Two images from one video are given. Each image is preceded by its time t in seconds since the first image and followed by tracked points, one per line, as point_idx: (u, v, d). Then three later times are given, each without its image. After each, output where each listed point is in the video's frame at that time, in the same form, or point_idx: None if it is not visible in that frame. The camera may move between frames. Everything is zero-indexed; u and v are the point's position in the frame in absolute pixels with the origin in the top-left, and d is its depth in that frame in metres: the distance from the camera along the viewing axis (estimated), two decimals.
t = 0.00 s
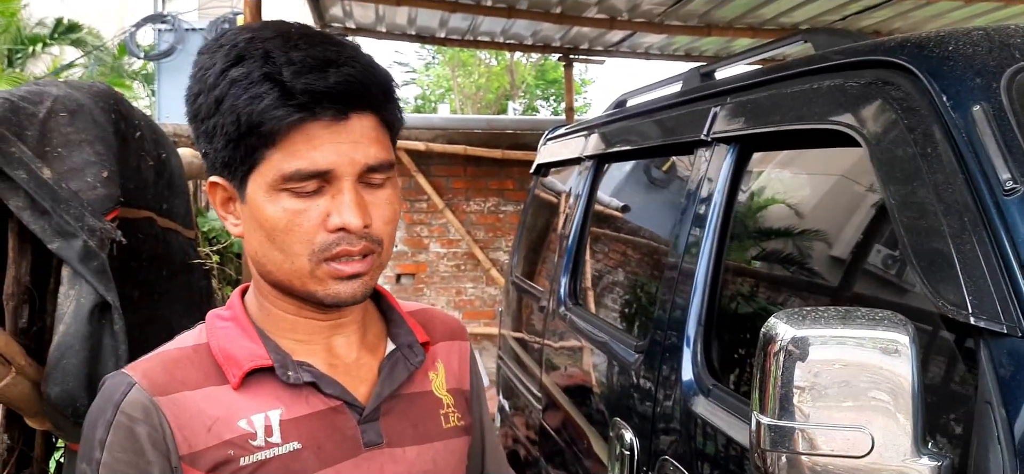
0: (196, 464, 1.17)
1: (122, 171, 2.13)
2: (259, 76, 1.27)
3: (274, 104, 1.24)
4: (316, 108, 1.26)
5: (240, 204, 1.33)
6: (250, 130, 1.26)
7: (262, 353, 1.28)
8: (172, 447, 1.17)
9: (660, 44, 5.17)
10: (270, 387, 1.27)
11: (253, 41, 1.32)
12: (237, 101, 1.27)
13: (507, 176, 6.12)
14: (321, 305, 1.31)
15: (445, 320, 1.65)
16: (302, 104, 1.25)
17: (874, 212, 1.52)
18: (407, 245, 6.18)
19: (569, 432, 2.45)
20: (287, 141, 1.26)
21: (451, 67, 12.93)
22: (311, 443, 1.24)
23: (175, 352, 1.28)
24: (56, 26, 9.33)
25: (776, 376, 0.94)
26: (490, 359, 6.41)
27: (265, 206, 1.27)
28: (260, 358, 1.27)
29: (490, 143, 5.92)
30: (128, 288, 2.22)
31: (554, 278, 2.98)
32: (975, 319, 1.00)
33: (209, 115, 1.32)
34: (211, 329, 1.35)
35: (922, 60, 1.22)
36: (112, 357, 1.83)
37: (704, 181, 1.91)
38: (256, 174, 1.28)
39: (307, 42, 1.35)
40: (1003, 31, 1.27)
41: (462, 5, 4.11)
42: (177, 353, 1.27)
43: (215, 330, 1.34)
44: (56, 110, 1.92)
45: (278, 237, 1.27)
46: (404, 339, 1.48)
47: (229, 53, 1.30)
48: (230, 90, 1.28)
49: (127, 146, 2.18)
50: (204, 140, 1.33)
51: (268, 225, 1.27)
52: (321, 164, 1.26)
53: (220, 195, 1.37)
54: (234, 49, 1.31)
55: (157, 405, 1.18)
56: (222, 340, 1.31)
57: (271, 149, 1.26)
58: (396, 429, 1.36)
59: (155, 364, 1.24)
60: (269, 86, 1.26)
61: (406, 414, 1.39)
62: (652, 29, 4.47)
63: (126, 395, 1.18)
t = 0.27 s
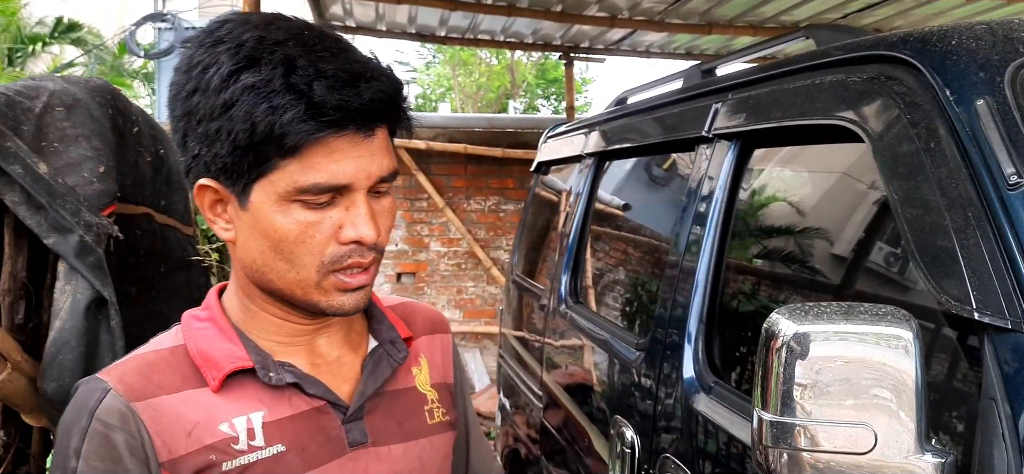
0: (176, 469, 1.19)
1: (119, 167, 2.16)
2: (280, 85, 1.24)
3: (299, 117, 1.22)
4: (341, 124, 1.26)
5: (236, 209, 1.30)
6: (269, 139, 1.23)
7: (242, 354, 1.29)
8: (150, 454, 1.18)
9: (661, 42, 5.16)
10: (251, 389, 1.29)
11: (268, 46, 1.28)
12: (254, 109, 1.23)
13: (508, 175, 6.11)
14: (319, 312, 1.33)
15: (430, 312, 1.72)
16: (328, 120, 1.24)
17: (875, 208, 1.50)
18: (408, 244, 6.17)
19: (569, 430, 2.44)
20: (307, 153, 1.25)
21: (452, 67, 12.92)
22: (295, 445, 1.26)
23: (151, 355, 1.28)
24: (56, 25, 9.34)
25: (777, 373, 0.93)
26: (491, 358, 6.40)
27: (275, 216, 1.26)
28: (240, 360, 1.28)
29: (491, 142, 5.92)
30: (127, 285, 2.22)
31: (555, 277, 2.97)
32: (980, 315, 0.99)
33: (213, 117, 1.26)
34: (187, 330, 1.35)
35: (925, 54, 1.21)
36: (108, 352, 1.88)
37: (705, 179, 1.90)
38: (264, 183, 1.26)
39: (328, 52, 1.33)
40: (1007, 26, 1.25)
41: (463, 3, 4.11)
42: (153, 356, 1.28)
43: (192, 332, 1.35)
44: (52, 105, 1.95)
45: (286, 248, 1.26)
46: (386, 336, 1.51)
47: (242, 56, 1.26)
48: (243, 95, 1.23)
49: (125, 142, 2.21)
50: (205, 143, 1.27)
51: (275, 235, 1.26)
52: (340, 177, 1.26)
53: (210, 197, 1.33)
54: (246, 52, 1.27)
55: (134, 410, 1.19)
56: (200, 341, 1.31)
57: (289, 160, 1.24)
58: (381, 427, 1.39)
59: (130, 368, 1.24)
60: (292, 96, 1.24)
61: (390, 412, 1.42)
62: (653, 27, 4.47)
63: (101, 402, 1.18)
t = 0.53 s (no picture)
0: None
1: (120, 164, 2.13)
2: (247, 69, 1.24)
3: (273, 99, 1.23)
4: (315, 102, 1.27)
5: (214, 212, 1.30)
6: (243, 126, 1.23)
7: (227, 369, 1.28)
8: None
9: (663, 40, 5.15)
10: (240, 404, 1.28)
11: (230, 31, 1.28)
12: (223, 97, 1.22)
13: (510, 173, 6.10)
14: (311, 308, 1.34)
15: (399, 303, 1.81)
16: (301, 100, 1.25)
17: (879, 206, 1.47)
18: (409, 243, 6.16)
19: (572, 428, 2.44)
20: (284, 138, 1.26)
21: (453, 66, 12.91)
22: (291, 460, 1.26)
23: (127, 372, 1.25)
24: (57, 25, 9.34)
25: (783, 370, 0.92)
26: (494, 357, 6.39)
27: (259, 210, 1.27)
28: (226, 375, 1.27)
29: (493, 140, 5.91)
30: (127, 283, 2.22)
31: (557, 275, 2.96)
32: (988, 310, 0.98)
33: (177, 112, 1.24)
34: (163, 345, 1.33)
35: (931, 47, 1.20)
36: (109, 349, 1.89)
37: (708, 177, 1.89)
38: (243, 177, 1.26)
39: (291, 30, 1.34)
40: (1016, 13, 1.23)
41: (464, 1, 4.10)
42: (133, 375, 1.25)
43: (167, 344, 1.33)
44: (52, 101, 1.93)
45: (274, 243, 1.27)
46: (368, 336, 1.56)
47: (201, 43, 1.25)
48: (207, 84, 1.23)
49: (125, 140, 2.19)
50: (173, 140, 1.26)
51: (261, 231, 1.27)
52: (324, 159, 1.28)
53: (181, 200, 1.32)
54: (205, 40, 1.26)
55: (120, 436, 1.17)
56: (179, 356, 1.29)
57: (267, 148, 1.26)
58: (372, 431, 1.42)
59: (107, 389, 1.21)
60: (261, 79, 1.24)
61: (379, 414, 1.46)
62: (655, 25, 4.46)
63: (82, 428, 1.14)
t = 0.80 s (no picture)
0: None
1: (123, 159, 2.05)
2: (225, 58, 1.26)
3: (260, 86, 1.26)
4: (297, 86, 1.30)
5: (205, 220, 1.31)
6: (230, 120, 1.25)
7: (230, 400, 1.31)
8: None
9: (664, 39, 5.16)
10: (245, 434, 1.31)
11: (195, 26, 1.29)
12: (205, 93, 1.23)
13: (512, 173, 6.10)
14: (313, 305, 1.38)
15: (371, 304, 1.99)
16: (282, 85, 1.28)
17: (880, 205, 1.49)
18: (411, 243, 6.15)
19: (576, 427, 2.44)
20: (274, 130, 1.29)
21: (454, 65, 12.92)
22: None
23: (125, 409, 1.24)
24: (59, 26, 9.36)
25: (790, 368, 0.92)
26: (496, 356, 6.39)
27: (258, 209, 1.30)
28: (231, 407, 1.29)
29: (494, 140, 5.91)
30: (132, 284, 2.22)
31: (560, 274, 2.96)
32: (994, 308, 0.98)
33: (152, 118, 1.24)
34: (156, 377, 1.31)
35: (936, 47, 1.20)
36: (118, 350, 1.87)
37: (712, 176, 1.89)
38: (238, 177, 1.28)
39: (259, 15, 1.36)
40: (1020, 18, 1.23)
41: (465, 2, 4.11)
42: (133, 414, 1.24)
43: (159, 373, 1.32)
44: (58, 105, 1.96)
45: (276, 242, 1.31)
46: (354, 343, 1.68)
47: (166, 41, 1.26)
48: (182, 80, 1.23)
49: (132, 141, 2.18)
50: (154, 147, 1.26)
51: (263, 232, 1.30)
52: (319, 151, 1.33)
53: (164, 215, 1.32)
54: (170, 37, 1.27)
55: None
56: (176, 388, 1.29)
57: (258, 143, 1.28)
58: (366, 442, 1.53)
59: (109, 427, 1.20)
60: (240, 68, 1.26)
61: (370, 424, 1.57)
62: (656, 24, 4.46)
63: None
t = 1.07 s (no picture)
0: None
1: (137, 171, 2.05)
2: (222, 50, 1.25)
3: (260, 77, 1.26)
4: (296, 75, 1.31)
5: (207, 221, 1.31)
6: (231, 114, 1.25)
7: (234, 411, 1.29)
8: None
9: (666, 33, 5.14)
10: (251, 444, 1.29)
11: (182, 21, 1.27)
12: (204, 86, 1.22)
13: (516, 171, 6.09)
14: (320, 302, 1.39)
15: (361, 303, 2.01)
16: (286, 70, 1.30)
17: (889, 193, 1.45)
18: (417, 243, 6.15)
19: (587, 424, 2.43)
20: (275, 123, 1.30)
21: (455, 65, 12.91)
22: None
23: (125, 430, 1.22)
24: (58, 34, 9.38)
25: (809, 360, 0.91)
26: (504, 355, 6.38)
27: (263, 205, 1.30)
28: (235, 419, 1.28)
29: (498, 138, 5.90)
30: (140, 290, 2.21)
31: (568, 271, 2.95)
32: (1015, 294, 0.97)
33: (147, 117, 1.23)
34: (152, 394, 1.29)
35: (946, 31, 1.19)
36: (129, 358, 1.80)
37: (721, 167, 1.87)
38: (240, 172, 1.29)
39: (248, 6, 1.36)
40: None
41: None
42: (133, 435, 1.22)
43: (156, 391, 1.29)
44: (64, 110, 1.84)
45: (283, 238, 1.32)
46: (350, 346, 1.69)
47: (157, 36, 1.25)
48: (178, 75, 1.22)
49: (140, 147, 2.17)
50: (152, 146, 1.24)
51: (269, 228, 1.31)
52: (319, 143, 1.34)
53: (161, 220, 1.31)
54: (158, 33, 1.25)
55: None
56: (177, 405, 1.27)
57: (260, 136, 1.29)
58: (372, 445, 1.53)
59: (112, 451, 1.18)
60: (238, 57, 1.26)
61: (374, 425, 1.57)
62: (658, 18, 4.44)
63: None
